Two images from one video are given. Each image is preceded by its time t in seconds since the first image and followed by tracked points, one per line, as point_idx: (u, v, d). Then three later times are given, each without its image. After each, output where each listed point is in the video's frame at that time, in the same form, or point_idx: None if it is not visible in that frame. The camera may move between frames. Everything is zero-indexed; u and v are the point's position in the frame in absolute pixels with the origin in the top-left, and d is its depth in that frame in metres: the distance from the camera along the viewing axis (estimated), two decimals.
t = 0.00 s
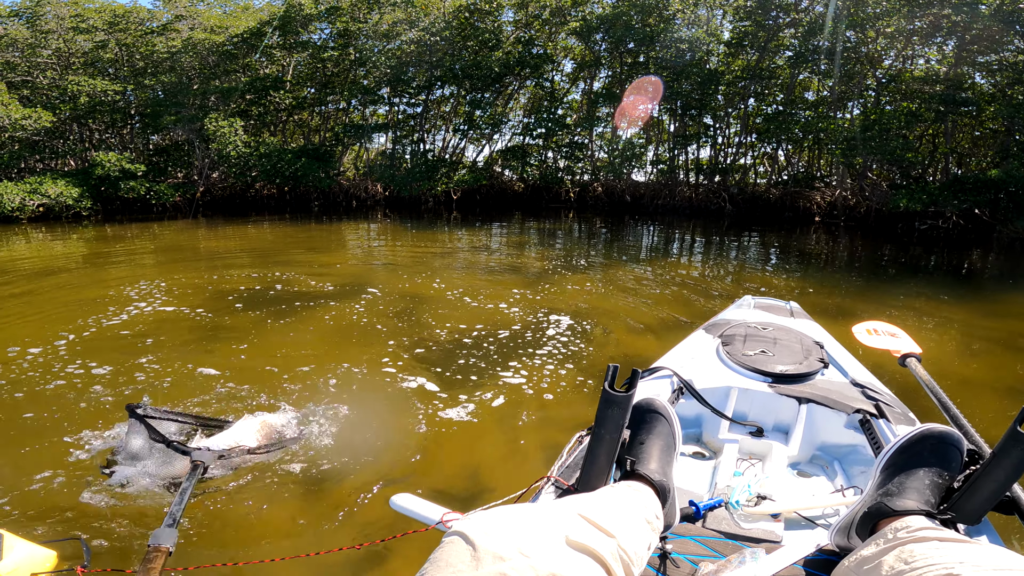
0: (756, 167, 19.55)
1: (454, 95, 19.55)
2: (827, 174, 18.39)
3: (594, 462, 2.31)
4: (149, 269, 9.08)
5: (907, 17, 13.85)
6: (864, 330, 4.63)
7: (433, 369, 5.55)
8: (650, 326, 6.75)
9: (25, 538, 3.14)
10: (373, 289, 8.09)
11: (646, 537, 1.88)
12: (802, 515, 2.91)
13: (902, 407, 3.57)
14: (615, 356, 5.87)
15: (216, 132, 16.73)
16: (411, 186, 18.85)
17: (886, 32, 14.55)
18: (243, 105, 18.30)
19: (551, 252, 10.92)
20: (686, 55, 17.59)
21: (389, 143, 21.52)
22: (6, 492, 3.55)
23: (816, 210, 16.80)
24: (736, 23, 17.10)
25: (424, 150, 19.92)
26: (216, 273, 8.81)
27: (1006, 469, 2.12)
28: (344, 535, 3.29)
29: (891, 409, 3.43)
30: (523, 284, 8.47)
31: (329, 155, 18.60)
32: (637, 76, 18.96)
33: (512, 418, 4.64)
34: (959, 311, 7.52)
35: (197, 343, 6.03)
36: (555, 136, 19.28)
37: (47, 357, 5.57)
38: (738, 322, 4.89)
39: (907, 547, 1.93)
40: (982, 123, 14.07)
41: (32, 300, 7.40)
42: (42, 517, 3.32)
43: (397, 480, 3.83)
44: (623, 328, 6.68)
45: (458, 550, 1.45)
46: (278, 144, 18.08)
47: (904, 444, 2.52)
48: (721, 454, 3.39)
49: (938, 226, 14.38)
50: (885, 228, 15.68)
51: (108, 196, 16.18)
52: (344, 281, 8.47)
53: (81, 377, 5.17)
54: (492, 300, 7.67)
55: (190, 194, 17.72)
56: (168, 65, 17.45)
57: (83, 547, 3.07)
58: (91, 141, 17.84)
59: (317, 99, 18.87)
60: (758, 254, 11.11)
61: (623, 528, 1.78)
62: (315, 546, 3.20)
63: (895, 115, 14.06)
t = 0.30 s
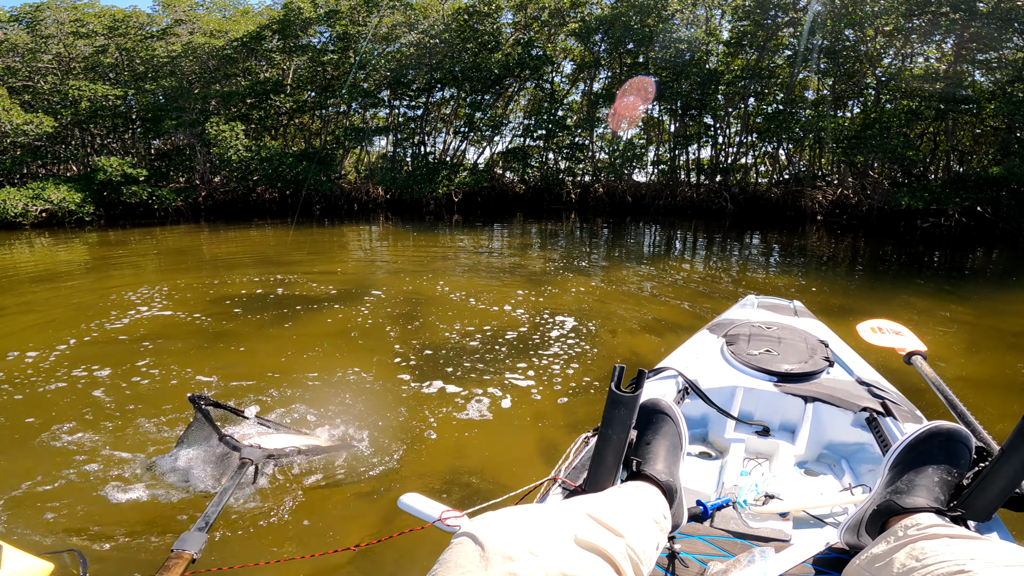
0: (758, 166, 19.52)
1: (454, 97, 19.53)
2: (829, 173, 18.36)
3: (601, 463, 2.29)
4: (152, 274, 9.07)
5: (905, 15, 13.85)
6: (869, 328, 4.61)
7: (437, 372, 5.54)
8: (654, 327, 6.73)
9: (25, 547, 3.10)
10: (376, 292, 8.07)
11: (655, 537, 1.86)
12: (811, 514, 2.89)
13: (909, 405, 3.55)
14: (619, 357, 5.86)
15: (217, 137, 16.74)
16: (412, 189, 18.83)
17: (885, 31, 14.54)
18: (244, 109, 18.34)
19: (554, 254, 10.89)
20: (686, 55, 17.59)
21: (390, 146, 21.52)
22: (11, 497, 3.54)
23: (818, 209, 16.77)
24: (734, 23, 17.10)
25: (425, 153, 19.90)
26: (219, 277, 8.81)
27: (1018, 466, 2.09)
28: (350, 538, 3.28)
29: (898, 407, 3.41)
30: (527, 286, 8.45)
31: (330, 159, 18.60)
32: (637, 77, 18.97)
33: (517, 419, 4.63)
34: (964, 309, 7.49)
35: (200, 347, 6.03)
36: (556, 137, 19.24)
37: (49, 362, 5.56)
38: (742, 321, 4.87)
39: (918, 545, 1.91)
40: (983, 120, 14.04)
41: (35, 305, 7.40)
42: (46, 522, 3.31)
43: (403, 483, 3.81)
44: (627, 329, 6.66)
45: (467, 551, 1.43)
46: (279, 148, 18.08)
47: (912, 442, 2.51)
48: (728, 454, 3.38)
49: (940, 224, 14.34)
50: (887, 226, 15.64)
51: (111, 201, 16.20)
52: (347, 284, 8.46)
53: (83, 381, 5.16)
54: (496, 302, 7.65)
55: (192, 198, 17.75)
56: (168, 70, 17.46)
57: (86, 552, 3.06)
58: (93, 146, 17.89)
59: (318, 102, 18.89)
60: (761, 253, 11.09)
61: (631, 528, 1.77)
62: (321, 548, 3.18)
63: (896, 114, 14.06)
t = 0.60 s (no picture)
0: (758, 165, 19.52)
1: (454, 99, 19.55)
2: (829, 170, 18.35)
3: (607, 463, 2.28)
4: (155, 279, 9.10)
5: (903, 12, 13.85)
6: (871, 325, 4.60)
7: (441, 373, 5.55)
8: (657, 326, 6.73)
9: (28, 554, 3.09)
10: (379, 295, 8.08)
11: (662, 535, 1.86)
12: (818, 512, 2.88)
13: (914, 402, 3.54)
14: (623, 357, 5.86)
15: (218, 141, 16.79)
16: (413, 192, 18.85)
17: (883, 28, 14.53)
18: (244, 114, 18.41)
19: (556, 255, 10.90)
20: (684, 55, 17.62)
21: (390, 149, 21.56)
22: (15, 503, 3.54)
23: (819, 207, 16.78)
24: (732, 22, 17.12)
25: (425, 155, 19.91)
26: (221, 282, 8.82)
27: None
28: (356, 541, 3.27)
29: (902, 404, 3.41)
30: (529, 287, 8.46)
31: (330, 163, 18.63)
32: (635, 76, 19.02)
33: (522, 421, 4.63)
34: (967, 306, 7.48)
35: (203, 352, 6.03)
36: (556, 138, 19.25)
37: (53, 369, 5.57)
38: (744, 320, 4.87)
39: (925, 541, 1.90)
40: (983, 117, 14.03)
41: (38, 312, 7.42)
42: (51, 527, 3.31)
43: (409, 485, 3.81)
44: (630, 329, 6.66)
45: (475, 551, 1.43)
46: (279, 152, 18.12)
47: (916, 438, 2.50)
48: (733, 453, 3.37)
49: (942, 221, 14.32)
50: (889, 223, 15.63)
51: (113, 207, 16.22)
52: (350, 288, 8.47)
53: (86, 388, 5.15)
54: (498, 304, 7.66)
55: (194, 203, 17.80)
56: (168, 74, 17.65)
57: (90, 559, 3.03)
58: (94, 152, 17.94)
59: (318, 106, 18.93)
60: (762, 252, 11.08)
61: (638, 526, 1.76)
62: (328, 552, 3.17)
63: (895, 111, 14.08)
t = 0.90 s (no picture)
0: (758, 164, 19.47)
1: (453, 101, 19.59)
2: (829, 168, 18.33)
3: (604, 467, 2.28)
4: (156, 284, 9.15)
5: (899, 10, 13.85)
6: (868, 324, 4.60)
7: (441, 376, 5.57)
8: (657, 326, 6.74)
9: (28, 559, 3.12)
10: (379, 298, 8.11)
11: (656, 538, 1.87)
12: (817, 511, 2.88)
13: (911, 399, 3.54)
14: (623, 357, 5.87)
15: (217, 146, 16.87)
16: (413, 194, 18.90)
17: (880, 25, 14.50)
18: (244, 117, 18.50)
19: (555, 255, 10.93)
20: (682, 54, 17.65)
21: (390, 151, 21.63)
22: (17, 509, 3.57)
23: (819, 205, 16.78)
24: (730, 21, 17.15)
25: (425, 157, 19.96)
26: (222, 287, 8.86)
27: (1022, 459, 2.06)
28: (357, 545, 3.28)
29: (900, 402, 3.41)
30: (528, 288, 8.48)
31: (330, 166, 18.73)
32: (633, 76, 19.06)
33: (522, 423, 4.64)
34: (967, 303, 7.47)
35: (204, 356, 6.06)
36: (555, 139, 19.28)
37: (55, 375, 5.61)
38: (741, 320, 4.87)
39: (923, 540, 1.90)
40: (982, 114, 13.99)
41: (40, 318, 7.46)
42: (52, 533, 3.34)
43: (409, 488, 3.82)
44: (630, 329, 6.68)
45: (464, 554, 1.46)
46: (279, 156, 18.19)
47: (914, 438, 2.50)
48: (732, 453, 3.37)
49: (942, 219, 14.28)
50: (889, 221, 15.62)
51: (114, 212, 16.31)
52: (350, 290, 8.51)
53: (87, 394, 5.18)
54: (498, 305, 7.69)
55: (194, 207, 17.90)
56: (167, 78, 17.84)
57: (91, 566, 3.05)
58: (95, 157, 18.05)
59: (317, 109, 19.00)
60: (762, 251, 11.08)
61: (631, 530, 1.77)
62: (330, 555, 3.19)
63: (893, 108, 14.09)
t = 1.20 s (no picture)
0: (757, 166, 19.48)
1: (452, 104, 19.62)
2: (828, 170, 18.34)
3: (598, 471, 2.27)
4: (155, 287, 9.17)
5: (896, 11, 13.88)
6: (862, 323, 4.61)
7: (439, 378, 5.57)
8: (655, 328, 6.75)
9: (22, 561, 3.11)
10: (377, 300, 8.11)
11: (648, 543, 1.86)
12: (813, 513, 2.88)
13: (905, 399, 3.54)
14: (622, 360, 5.87)
15: (216, 149, 16.91)
16: (413, 197, 18.93)
17: (878, 26, 14.51)
18: (243, 120, 18.53)
19: (554, 258, 10.95)
20: (680, 56, 17.70)
21: (389, 154, 21.66)
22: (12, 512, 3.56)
23: (818, 207, 16.83)
24: (728, 23, 17.20)
25: (424, 160, 19.96)
26: (221, 290, 8.87)
27: (1016, 460, 2.05)
28: (354, 548, 3.27)
29: (894, 402, 3.41)
30: (527, 291, 8.48)
31: (330, 169, 18.79)
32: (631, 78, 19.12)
33: (520, 426, 4.63)
34: (966, 304, 7.46)
35: (203, 359, 6.07)
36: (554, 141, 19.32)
37: (52, 378, 5.60)
38: (735, 322, 4.87)
39: (919, 541, 1.89)
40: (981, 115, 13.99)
41: (40, 321, 7.48)
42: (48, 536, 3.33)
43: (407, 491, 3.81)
44: (628, 331, 6.68)
45: (450, 564, 1.45)
46: (278, 158, 18.21)
47: (908, 437, 2.50)
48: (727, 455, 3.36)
49: (941, 220, 14.28)
50: (888, 222, 15.64)
51: (113, 215, 16.34)
52: (349, 293, 8.52)
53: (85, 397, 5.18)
54: (497, 308, 7.70)
55: (193, 211, 17.93)
56: (166, 81, 17.92)
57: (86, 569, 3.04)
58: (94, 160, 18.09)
59: (316, 112, 19.01)
60: (761, 253, 11.09)
61: (621, 535, 1.77)
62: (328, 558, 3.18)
63: (891, 110, 14.12)
